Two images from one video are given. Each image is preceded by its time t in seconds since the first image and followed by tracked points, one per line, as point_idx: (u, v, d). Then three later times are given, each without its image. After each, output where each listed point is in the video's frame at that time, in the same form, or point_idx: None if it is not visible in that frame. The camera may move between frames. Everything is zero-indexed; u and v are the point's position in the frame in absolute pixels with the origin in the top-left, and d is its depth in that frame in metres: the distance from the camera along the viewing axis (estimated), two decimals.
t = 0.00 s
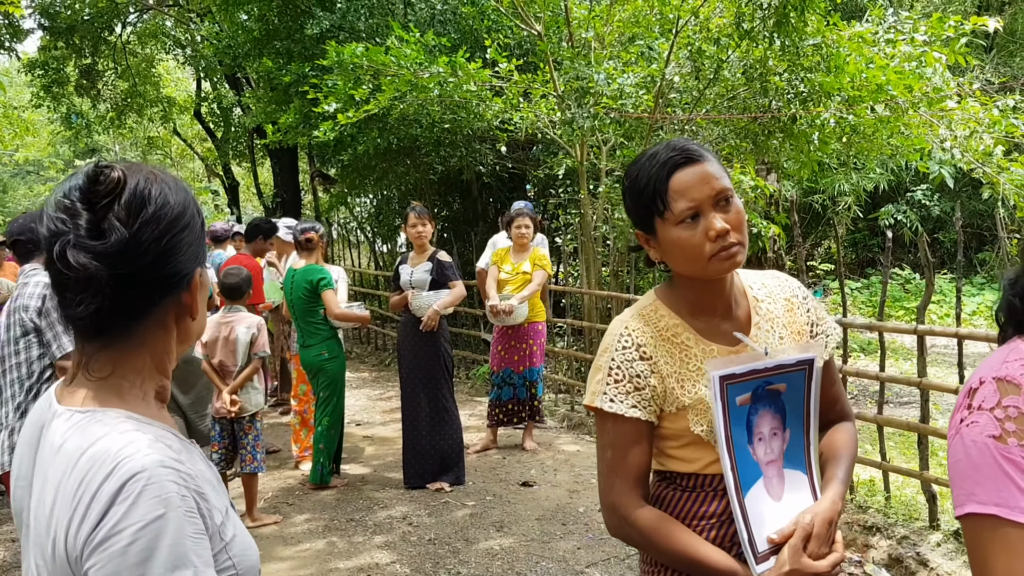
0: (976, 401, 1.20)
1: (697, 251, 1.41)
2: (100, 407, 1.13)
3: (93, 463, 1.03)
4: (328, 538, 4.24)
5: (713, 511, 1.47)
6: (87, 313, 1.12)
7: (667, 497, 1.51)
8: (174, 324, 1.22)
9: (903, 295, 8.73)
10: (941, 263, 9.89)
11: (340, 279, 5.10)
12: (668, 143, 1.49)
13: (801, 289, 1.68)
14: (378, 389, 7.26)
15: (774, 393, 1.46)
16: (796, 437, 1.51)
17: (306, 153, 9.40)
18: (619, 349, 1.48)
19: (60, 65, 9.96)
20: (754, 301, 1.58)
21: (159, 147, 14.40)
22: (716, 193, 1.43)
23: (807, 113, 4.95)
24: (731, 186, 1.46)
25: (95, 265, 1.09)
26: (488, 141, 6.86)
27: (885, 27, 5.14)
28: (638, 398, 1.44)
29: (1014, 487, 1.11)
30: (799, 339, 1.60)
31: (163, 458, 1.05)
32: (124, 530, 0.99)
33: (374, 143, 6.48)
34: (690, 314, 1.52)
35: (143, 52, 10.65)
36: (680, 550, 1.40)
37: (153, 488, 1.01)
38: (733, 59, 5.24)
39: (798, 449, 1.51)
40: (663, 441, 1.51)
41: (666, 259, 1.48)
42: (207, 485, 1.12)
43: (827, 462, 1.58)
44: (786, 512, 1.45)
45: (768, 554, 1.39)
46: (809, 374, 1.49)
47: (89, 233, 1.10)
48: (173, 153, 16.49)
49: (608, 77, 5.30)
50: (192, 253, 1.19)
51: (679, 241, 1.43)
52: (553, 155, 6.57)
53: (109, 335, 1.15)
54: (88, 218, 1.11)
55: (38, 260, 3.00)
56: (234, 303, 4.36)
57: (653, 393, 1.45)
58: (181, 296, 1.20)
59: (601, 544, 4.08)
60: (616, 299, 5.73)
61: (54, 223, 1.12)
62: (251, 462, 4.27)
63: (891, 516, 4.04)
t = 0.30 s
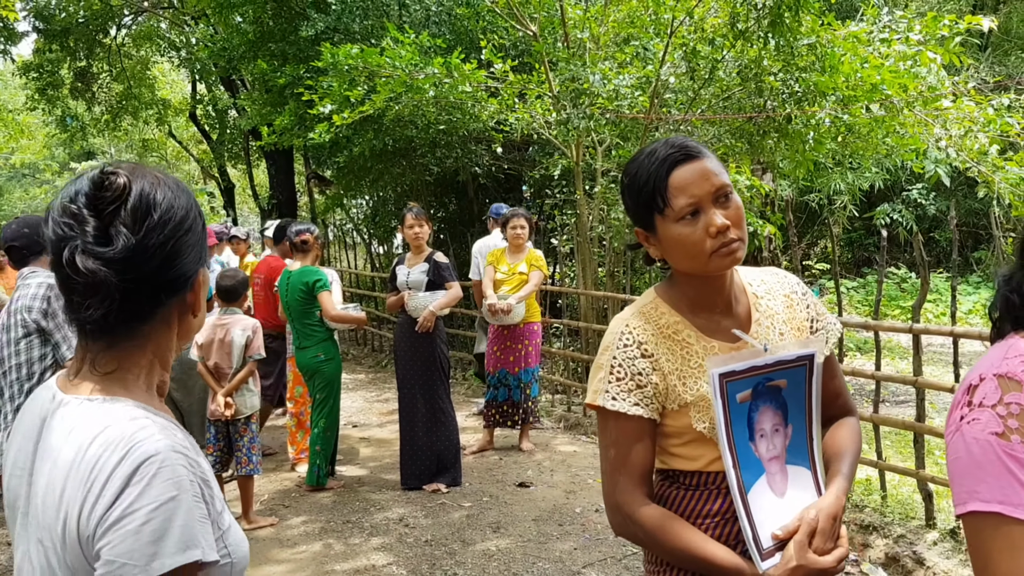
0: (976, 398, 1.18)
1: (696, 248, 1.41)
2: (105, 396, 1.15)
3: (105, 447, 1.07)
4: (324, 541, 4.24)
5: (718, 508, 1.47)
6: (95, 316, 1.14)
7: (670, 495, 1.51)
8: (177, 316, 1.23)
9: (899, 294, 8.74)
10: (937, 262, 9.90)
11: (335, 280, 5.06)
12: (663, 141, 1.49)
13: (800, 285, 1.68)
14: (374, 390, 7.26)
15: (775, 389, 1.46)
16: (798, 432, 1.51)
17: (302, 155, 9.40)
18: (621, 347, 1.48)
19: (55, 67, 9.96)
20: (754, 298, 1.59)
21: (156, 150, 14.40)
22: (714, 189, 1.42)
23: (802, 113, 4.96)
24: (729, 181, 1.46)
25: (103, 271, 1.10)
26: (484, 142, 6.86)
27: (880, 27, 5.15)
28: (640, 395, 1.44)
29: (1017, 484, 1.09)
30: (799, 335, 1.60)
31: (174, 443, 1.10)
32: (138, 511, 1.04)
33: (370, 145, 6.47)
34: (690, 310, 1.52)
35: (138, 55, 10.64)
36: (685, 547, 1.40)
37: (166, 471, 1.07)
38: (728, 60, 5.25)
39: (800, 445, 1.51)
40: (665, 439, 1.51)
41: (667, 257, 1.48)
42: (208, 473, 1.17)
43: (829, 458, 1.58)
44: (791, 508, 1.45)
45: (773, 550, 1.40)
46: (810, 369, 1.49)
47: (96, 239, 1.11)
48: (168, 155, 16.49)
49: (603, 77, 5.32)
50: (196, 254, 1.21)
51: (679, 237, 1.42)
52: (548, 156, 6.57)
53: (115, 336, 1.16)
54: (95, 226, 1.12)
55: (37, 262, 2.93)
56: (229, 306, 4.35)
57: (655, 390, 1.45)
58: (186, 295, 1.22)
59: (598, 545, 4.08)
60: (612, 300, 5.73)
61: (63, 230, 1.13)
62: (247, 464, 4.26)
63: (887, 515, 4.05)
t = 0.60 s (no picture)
0: (969, 399, 1.18)
1: (698, 248, 1.41)
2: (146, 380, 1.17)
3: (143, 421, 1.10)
4: (323, 542, 4.24)
5: (723, 509, 1.47)
6: (152, 320, 1.17)
7: (675, 496, 1.51)
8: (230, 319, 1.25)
9: (898, 294, 8.73)
10: (936, 262, 9.90)
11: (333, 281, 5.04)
12: (662, 141, 1.49)
13: (800, 282, 1.69)
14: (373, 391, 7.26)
15: (779, 387, 1.46)
16: (801, 430, 1.51)
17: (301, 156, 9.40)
18: (625, 349, 1.48)
19: (54, 69, 9.98)
20: (755, 296, 1.59)
21: (154, 151, 14.40)
22: (714, 189, 1.43)
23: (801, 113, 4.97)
24: (729, 181, 1.46)
25: (162, 277, 1.14)
26: (483, 143, 6.87)
27: (878, 28, 5.17)
28: (644, 398, 1.44)
29: (1010, 484, 1.10)
30: (800, 332, 1.60)
31: (209, 429, 1.14)
32: (167, 486, 1.06)
33: (368, 146, 6.46)
34: (692, 310, 1.53)
35: (137, 57, 10.66)
36: (692, 548, 1.41)
37: (198, 452, 1.09)
38: (726, 60, 5.27)
39: (803, 443, 1.51)
40: (669, 440, 1.50)
41: (667, 258, 1.48)
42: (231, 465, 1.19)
43: (832, 454, 1.59)
44: (795, 506, 1.46)
45: (780, 549, 1.40)
46: (813, 367, 1.50)
47: (157, 246, 1.15)
48: (167, 156, 16.50)
49: (603, 79, 5.34)
50: (251, 264, 1.24)
51: (680, 238, 1.42)
52: (547, 157, 6.57)
53: (169, 339, 1.19)
54: (157, 234, 1.15)
55: (46, 260, 2.84)
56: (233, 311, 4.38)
57: (658, 392, 1.45)
58: (239, 303, 1.24)
59: (597, 546, 4.08)
60: (611, 300, 5.74)
61: (127, 234, 1.16)
62: (246, 465, 4.29)
63: (886, 516, 4.04)
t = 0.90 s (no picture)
0: (961, 402, 1.18)
1: (700, 250, 1.41)
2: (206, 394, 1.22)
3: (199, 425, 1.14)
4: (323, 543, 4.24)
5: (724, 510, 1.48)
6: (222, 342, 1.22)
7: (675, 499, 1.51)
8: (290, 346, 1.30)
9: (898, 294, 8.73)
10: (935, 262, 9.89)
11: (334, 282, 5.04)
12: (662, 144, 1.49)
13: (799, 282, 1.70)
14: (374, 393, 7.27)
15: (780, 389, 1.47)
16: (802, 431, 1.52)
17: (301, 157, 9.40)
18: (627, 350, 1.48)
19: (53, 71, 9.99)
20: (755, 297, 1.59)
21: (153, 153, 14.40)
22: (716, 192, 1.43)
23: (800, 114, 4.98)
24: (730, 183, 1.47)
25: (233, 301, 1.19)
26: (483, 144, 6.87)
27: (878, 28, 5.17)
28: (646, 399, 1.43)
29: (1001, 486, 1.10)
30: (800, 332, 1.61)
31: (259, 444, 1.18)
32: (214, 488, 1.09)
33: (368, 147, 6.46)
34: (693, 311, 1.53)
35: (136, 58, 10.68)
36: (695, 550, 1.41)
37: (247, 462, 1.13)
38: (726, 61, 5.27)
39: (803, 444, 1.52)
40: (669, 441, 1.51)
41: (669, 260, 1.48)
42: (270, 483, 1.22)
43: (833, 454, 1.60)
44: (796, 507, 1.46)
45: (782, 550, 1.41)
46: (812, 369, 1.51)
47: (229, 272, 1.20)
48: (166, 158, 16.49)
49: (603, 81, 5.35)
50: (312, 293, 1.30)
51: (682, 241, 1.43)
52: (546, 158, 6.57)
53: (233, 361, 1.24)
54: (229, 260, 1.21)
55: (49, 261, 2.83)
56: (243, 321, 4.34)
57: (660, 394, 1.45)
58: (299, 331, 1.30)
59: (596, 546, 4.09)
60: (611, 301, 5.74)
61: (198, 260, 1.22)
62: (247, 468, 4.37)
63: (885, 516, 4.05)
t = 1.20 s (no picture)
0: (956, 399, 1.18)
1: (704, 246, 1.41)
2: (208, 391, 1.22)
3: (198, 420, 1.14)
4: (325, 543, 4.24)
5: (728, 508, 1.48)
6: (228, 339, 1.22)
7: (678, 498, 1.51)
8: (295, 345, 1.30)
9: (901, 293, 8.72)
10: (938, 261, 9.88)
11: (335, 282, 5.04)
12: (667, 141, 1.49)
13: (802, 281, 1.69)
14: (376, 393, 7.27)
15: (783, 388, 1.47)
16: (805, 430, 1.52)
17: (303, 158, 9.41)
18: (631, 347, 1.48)
19: (55, 72, 10.01)
20: (758, 296, 1.59)
21: (155, 154, 14.41)
22: (721, 188, 1.43)
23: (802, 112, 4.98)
24: (734, 180, 1.47)
25: (240, 299, 1.20)
26: (484, 143, 6.87)
27: (879, 26, 5.17)
28: (649, 396, 1.44)
29: (995, 483, 1.10)
30: (803, 331, 1.61)
31: (258, 442, 1.18)
32: (208, 484, 1.09)
33: (370, 147, 6.47)
34: (698, 309, 1.53)
35: (138, 59, 10.71)
36: (698, 548, 1.41)
37: (244, 459, 1.13)
38: (727, 61, 5.27)
39: (807, 442, 1.52)
40: (672, 439, 1.51)
41: (673, 257, 1.48)
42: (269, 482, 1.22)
43: (837, 454, 1.60)
44: (800, 505, 1.46)
45: (785, 549, 1.41)
46: (815, 367, 1.51)
47: (235, 271, 1.21)
48: (169, 159, 16.51)
49: (605, 80, 5.36)
50: (317, 292, 1.30)
51: (687, 236, 1.43)
52: (548, 157, 6.57)
53: (239, 358, 1.25)
54: (235, 260, 1.22)
55: (48, 253, 2.82)
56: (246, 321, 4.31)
57: (664, 391, 1.45)
58: (304, 330, 1.30)
59: (599, 546, 4.09)
60: (613, 301, 5.74)
61: (202, 259, 1.23)
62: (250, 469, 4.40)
63: (888, 515, 4.04)
